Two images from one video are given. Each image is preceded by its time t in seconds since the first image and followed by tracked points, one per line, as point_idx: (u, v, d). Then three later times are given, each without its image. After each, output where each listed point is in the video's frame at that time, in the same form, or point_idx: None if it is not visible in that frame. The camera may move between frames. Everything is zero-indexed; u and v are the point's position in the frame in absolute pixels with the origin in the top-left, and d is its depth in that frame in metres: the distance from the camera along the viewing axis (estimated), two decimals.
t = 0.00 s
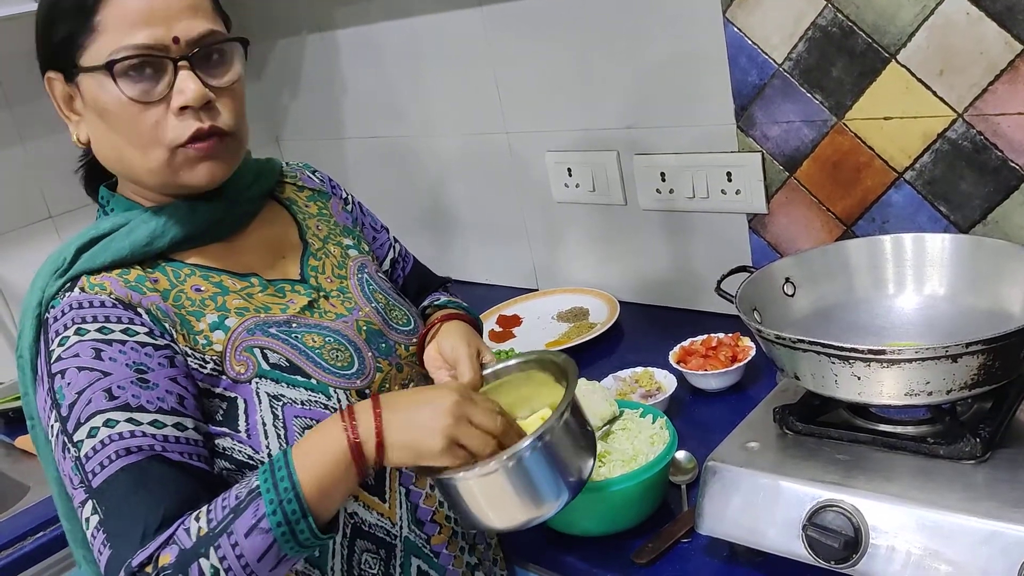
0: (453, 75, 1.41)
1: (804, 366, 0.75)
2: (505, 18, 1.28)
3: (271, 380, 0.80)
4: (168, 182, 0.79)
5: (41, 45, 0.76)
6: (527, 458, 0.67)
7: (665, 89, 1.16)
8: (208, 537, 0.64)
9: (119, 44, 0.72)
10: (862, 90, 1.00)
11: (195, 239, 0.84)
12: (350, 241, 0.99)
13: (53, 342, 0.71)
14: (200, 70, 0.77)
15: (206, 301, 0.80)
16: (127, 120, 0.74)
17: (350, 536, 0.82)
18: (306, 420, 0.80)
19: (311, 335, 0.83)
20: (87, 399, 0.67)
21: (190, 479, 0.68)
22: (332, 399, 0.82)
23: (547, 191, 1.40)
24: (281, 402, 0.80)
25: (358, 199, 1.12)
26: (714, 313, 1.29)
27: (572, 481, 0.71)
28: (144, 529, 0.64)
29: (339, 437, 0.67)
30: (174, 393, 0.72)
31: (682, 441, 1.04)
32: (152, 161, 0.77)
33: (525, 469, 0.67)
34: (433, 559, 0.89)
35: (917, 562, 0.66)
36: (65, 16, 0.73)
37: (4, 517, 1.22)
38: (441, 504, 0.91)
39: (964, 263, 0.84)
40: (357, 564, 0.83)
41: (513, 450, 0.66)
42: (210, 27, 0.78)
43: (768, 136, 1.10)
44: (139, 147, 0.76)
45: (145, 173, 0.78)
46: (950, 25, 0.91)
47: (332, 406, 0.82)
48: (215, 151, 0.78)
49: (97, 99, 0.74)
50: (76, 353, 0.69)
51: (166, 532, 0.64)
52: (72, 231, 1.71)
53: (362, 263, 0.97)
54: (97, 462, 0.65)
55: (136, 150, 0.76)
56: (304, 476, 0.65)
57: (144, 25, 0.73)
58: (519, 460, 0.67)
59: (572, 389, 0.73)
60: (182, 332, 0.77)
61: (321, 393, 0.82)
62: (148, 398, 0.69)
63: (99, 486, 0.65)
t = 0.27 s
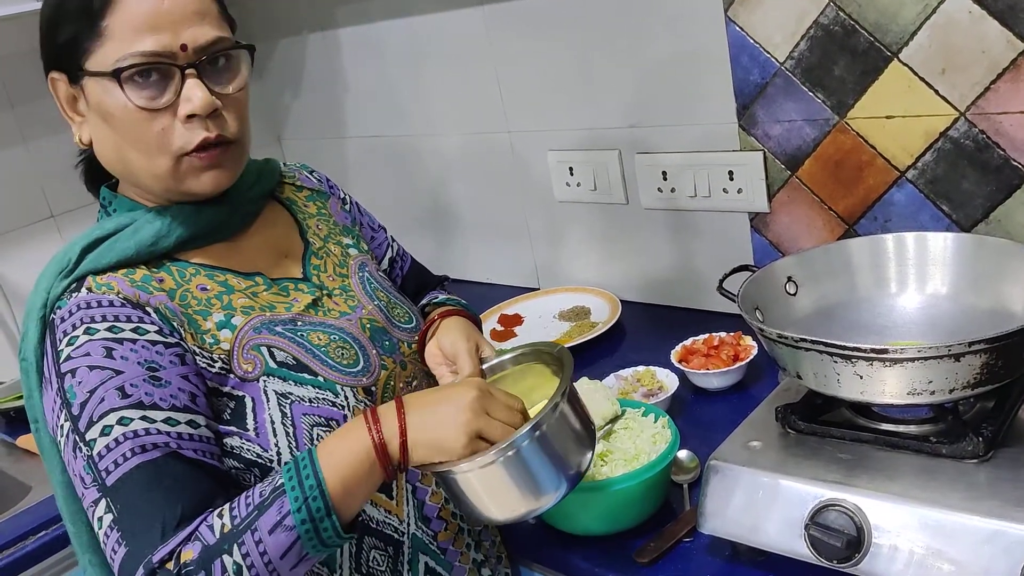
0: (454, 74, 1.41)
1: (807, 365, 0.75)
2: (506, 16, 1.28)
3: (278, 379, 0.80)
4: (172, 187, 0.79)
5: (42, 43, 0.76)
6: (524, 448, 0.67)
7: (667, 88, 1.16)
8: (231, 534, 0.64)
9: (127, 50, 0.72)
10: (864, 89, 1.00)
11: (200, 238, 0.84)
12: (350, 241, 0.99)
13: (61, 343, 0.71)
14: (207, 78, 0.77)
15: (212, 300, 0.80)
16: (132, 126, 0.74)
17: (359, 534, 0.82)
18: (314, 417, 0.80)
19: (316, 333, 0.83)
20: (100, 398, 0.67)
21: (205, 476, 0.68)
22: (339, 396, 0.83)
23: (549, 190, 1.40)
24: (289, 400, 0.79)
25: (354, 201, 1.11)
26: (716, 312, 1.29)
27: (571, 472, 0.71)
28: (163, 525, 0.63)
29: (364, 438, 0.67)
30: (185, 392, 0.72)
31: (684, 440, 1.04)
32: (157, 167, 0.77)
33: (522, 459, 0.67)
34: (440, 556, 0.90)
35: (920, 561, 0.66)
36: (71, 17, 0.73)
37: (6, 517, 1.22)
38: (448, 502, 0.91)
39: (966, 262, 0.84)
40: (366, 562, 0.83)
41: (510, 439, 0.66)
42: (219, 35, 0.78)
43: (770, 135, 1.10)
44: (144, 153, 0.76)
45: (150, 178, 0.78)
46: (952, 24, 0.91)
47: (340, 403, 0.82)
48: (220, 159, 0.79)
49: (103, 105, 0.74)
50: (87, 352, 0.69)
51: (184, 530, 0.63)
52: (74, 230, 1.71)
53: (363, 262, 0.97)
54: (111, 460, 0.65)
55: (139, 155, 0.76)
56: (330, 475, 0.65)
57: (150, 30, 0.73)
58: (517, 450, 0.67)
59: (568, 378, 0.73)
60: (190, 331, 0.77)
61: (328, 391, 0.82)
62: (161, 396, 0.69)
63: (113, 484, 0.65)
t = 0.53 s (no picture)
0: (457, 75, 1.41)
1: (810, 366, 0.75)
2: (508, 17, 1.28)
3: (283, 381, 0.80)
4: (177, 188, 0.79)
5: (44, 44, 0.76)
6: (532, 447, 0.68)
7: (669, 89, 1.16)
8: (226, 540, 0.64)
9: (131, 51, 0.72)
10: (867, 89, 1.00)
11: (204, 239, 0.84)
12: (353, 241, 0.99)
13: (65, 345, 0.71)
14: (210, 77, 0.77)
15: (216, 301, 0.80)
16: (137, 127, 0.75)
17: (364, 535, 0.82)
18: (321, 420, 0.80)
19: (321, 334, 0.84)
20: (103, 402, 0.67)
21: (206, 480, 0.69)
22: (345, 398, 0.83)
23: (551, 191, 1.40)
24: (294, 402, 0.79)
25: (358, 200, 1.11)
26: (718, 313, 1.29)
27: (578, 472, 0.72)
28: (161, 533, 0.64)
29: (352, 439, 0.66)
30: (189, 395, 0.72)
31: (687, 441, 1.04)
32: (162, 167, 0.77)
33: (529, 459, 0.69)
34: (445, 558, 0.90)
35: (923, 562, 0.66)
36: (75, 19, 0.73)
37: (9, 517, 1.22)
38: (452, 503, 0.91)
39: (969, 263, 0.84)
40: (371, 564, 0.83)
41: (517, 439, 0.67)
42: (223, 34, 0.77)
43: (772, 135, 1.10)
44: (149, 154, 0.76)
45: (155, 179, 0.78)
46: (955, 24, 0.91)
47: (346, 405, 0.83)
48: (226, 159, 0.79)
49: (107, 106, 0.74)
50: (90, 355, 0.69)
51: (179, 539, 0.64)
52: (77, 232, 1.71)
53: (366, 263, 0.97)
54: (112, 465, 0.65)
55: (145, 155, 0.76)
56: (320, 478, 0.65)
57: (153, 30, 0.73)
58: (523, 449, 0.68)
59: (577, 379, 0.75)
60: (195, 333, 0.77)
61: (334, 393, 0.82)
62: (164, 401, 0.69)
63: (115, 490, 0.65)
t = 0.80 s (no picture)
0: (459, 79, 1.41)
1: (812, 370, 0.75)
2: (510, 21, 1.28)
3: (286, 387, 0.80)
4: (190, 196, 0.80)
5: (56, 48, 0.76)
6: (538, 453, 0.69)
7: (671, 93, 1.16)
8: (221, 551, 0.65)
9: (150, 61, 0.73)
10: (868, 94, 1.00)
11: (209, 244, 0.84)
12: (357, 246, 1.00)
13: (69, 350, 0.71)
14: (227, 86, 0.77)
15: (220, 307, 0.81)
16: (153, 137, 0.75)
17: (366, 541, 0.82)
18: (322, 426, 0.80)
19: (324, 340, 0.84)
20: (105, 408, 0.67)
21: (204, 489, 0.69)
22: (347, 405, 0.83)
23: (553, 194, 1.40)
24: (297, 408, 0.80)
25: (363, 205, 1.12)
26: (720, 317, 1.29)
27: (585, 479, 0.72)
28: (159, 541, 0.64)
29: (347, 452, 0.67)
30: (191, 403, 0.72)
31: (689, 445, 1.04)
32: (176, 176, 0.78)
33: (535, 465, 0.69)
34: (449, 563, 0.90)
35: (925, 566, 0.66)
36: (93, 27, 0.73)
37: (13, 521, 1.23)
38: (455, 508, 0.91)
39: (971, 267, 0.84)
40: (374, 570, 0.82)
41: (522, 445, 0.68)
42: (238, 43, 0.78)
43: (774, 139, 1.10)
44: (163, 163, 0.77)
45: (167, 187, 0.79)
46: (956, 28, 0.91)
47: (348, 412, 0.83)
48: (239, 169, 0.80)
49: (123, 115, 0.74)
50: (94, 361, 0.69)
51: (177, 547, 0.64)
52: (80, 235, 1.71)
53: (371, 268, 0.98)
54: (112, 472, 0.65)
55: (159, 164, 0.77)
56: (316, 492, 0.66)
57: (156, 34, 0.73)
58: (530, 455, 0.68)
59: (582, 385, 0.75)
60: (199, 340, 0.78)
61: (336, 399, 0.82)
62: (166, 408, 0.69)
63: (114, 498, 0.65)
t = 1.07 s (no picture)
0: (460, 85, 1.42)
1: (813, 375, 0.76)
2: (511, 27, 1.29)
3: (289, 395, 0.80)
4: (215, 208, 0.80)
5: (78, 61, 0.75)
6: (537, 462, 0.69)
7: (672, 99, 1.16)
8: (220, 560, 0.65)
9: (191, 76, 0.73)
10: (868, 99, 1.00)
11: (214, 253, 0.84)
12: (359, 253, 1.00)
13: (73, 358, 0.72)
14: (259, 101, 0.78)
15: (224, 314, 0.81)
16: (188, 150, 0.75)
17: (369, 547, 0.81)
18: (325, 433, 0.81)
19: (327, 347, 0.84)
20: (107, 416, 0.67)
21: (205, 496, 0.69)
22: (350, 412, 0.83)
23: (554, 199, 1.40)
24: (300, 415, 0.80)
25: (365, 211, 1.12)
26: (721, 321, 1.30)
27: (584, 485, 0.73)
28: (160, 549, 0.65)
29: (347, 462, 0.68)
30: (193, 411, 0.72)
31: (690, 451, 1.04)
32: (206, 189, 0.78)
33: (534, 473, 0.69)
34: (450, 569, 0.90)
35: (926, 571, 0.66)
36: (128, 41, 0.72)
37: (16, 526, 1.23)
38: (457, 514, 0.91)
39: (971, 272, 0.84)
40: None
41: (522, 453, 0.68)
42: (266, 58, 0.79)
43: (774, 145, 1.10)
44: (195, 176, 0.77)
45: (196, 199, 0.79)
46: (956, 34, 0.92)
47: (351, 419, 0.83)
48: (264, 183, 0.81)
49: (156, 127, 0.74)
50: (97, 369, 0.69)
51: (178, 555, 0.65)
52: (83, 241, 1.72)
53: (373, 275, 0.98)
54: (114, 481, 0.66)
55: (190, 177, 0.77)
56: (316, 502, 0.66)
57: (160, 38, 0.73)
58: (529, 464, 0.68)
59: (582, 393, 0.75)
60: (202, 347, 0.77)
61: (339, 406, 0.82)
62: (168, 416, 0.69)
63: (116, 505, 0.66)
